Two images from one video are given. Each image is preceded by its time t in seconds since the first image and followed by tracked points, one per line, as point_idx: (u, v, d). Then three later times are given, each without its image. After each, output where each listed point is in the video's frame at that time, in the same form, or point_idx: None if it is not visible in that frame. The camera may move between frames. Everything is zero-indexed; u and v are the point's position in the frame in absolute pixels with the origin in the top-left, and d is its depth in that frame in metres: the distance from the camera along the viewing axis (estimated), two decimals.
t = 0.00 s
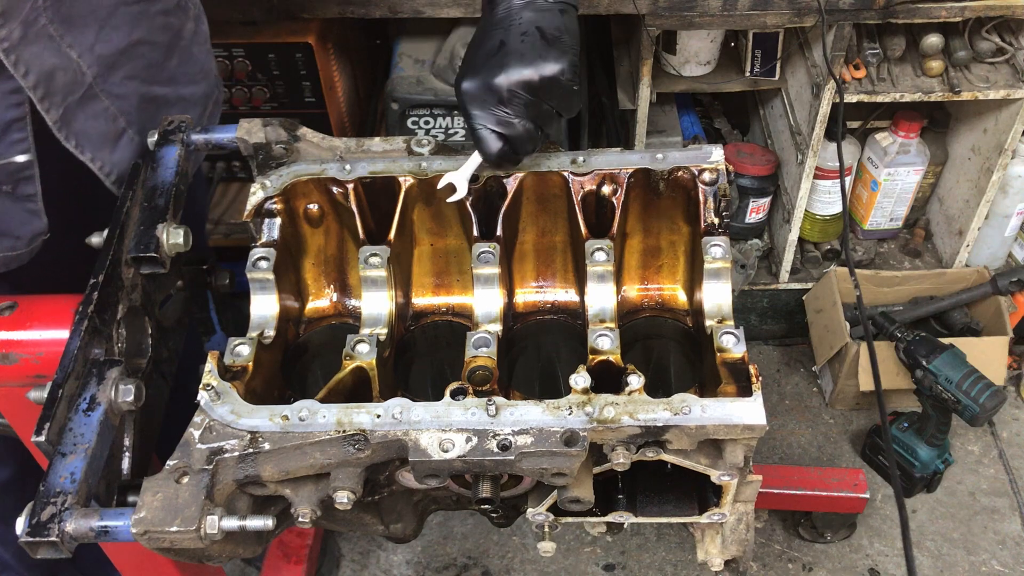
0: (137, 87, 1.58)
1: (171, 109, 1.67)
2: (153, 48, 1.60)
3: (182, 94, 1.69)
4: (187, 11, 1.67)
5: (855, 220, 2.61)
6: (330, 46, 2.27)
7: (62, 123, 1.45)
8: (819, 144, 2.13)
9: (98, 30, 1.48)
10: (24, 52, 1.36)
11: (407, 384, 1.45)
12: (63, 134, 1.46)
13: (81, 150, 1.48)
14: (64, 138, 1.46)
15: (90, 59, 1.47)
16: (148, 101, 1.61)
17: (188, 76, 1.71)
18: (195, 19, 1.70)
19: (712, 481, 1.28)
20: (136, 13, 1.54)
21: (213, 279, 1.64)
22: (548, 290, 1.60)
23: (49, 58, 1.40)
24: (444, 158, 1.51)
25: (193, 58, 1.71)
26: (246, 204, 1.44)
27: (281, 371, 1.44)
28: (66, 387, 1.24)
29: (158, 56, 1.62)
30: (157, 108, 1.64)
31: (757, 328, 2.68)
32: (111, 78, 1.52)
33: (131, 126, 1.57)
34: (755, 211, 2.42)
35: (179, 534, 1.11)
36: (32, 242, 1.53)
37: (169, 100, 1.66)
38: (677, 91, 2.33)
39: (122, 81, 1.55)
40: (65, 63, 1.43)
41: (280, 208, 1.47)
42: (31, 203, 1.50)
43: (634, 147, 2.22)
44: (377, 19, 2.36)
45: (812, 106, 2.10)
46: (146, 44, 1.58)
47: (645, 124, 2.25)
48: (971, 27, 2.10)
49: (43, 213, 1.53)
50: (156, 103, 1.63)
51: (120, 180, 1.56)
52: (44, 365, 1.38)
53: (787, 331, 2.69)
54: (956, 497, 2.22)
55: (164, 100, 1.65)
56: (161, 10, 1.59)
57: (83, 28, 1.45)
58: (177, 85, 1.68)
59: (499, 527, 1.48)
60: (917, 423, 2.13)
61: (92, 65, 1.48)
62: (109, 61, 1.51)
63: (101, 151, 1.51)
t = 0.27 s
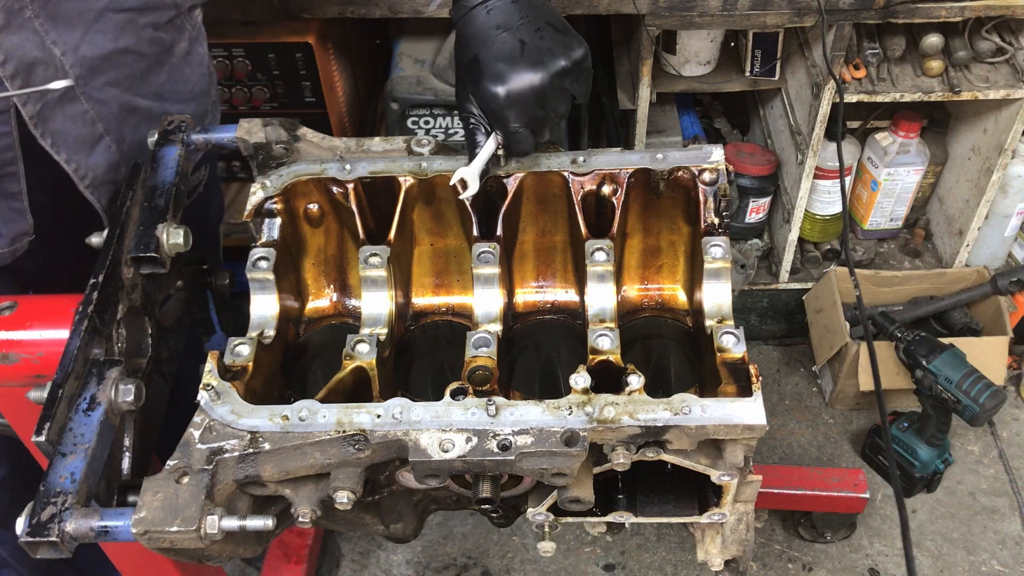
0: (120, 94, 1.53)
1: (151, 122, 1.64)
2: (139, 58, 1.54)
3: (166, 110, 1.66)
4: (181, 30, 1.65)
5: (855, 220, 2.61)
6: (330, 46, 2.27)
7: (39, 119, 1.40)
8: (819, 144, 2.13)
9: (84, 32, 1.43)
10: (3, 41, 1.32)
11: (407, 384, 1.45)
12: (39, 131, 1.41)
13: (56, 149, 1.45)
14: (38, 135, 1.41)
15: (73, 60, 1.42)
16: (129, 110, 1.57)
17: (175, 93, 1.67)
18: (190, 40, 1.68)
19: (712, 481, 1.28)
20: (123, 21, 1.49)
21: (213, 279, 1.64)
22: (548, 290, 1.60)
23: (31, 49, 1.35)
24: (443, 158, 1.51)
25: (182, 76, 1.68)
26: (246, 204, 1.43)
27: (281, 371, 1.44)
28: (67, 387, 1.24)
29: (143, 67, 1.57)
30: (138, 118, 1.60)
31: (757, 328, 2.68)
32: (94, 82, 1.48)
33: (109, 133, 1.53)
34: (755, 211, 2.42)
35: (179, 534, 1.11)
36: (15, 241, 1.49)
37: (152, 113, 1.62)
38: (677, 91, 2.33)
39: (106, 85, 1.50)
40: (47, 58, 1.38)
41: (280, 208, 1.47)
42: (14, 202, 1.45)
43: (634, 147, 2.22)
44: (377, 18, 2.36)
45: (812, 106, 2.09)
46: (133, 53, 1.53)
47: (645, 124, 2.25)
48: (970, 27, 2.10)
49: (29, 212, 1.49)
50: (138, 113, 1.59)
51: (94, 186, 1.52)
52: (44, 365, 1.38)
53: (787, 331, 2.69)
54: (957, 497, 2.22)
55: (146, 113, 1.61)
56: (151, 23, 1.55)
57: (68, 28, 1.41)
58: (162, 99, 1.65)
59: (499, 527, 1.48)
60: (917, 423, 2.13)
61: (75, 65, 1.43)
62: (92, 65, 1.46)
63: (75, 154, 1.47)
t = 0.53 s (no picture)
0: (119, 93, 1.53)
1: (151, 121, 1.63)
2: (138, 57, 1.55)
3: (165, 109, 1.65)
4: (181, 29, 1.65)
5: (855, 220, 2.61)
6: (330, 46, 2.27)
7: (37, 117, 1.41)
8: (819, 144, 2.13)
9: (82, 31, 1.43)
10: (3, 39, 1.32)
11: (407, 384, 1.45)
12: (37, 130, 1.41)
13: (55, 148, 1.45)
14: (37, 134, 1.41)
15: (72, 59, 1.42)
16: (128, 109, 1.56)
17: (175, 93, 1.67)
18: (190, 39, 1.68)
19: (712, 481, 1.28)
20: (122, 21, 1.49)
21: (213, 279, 1.64)
22: (548, 290, 1.60)
23: (30, 48, 1.35)
24: (443, 158, 1.52)
25: (181, 76, 1.67)
26: (247, 204, 1.43)
27: (280, 371, 1.44)
28: (66, 387, 1.24)
29: (142, 66, 1.57)
30: (137, 117, 1.59)
31: (757, 328, 2.68)
32: (93, 81, 1.48)
33: (108, 131, 1.53)
34: (755, 211, 2.42)
35: (179, 534, 1.11)
36: (15, 241, 1.49)
37: (151, 113, 1.62)
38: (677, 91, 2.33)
39: (107, 84, 1.51)
40: (47, 56, 1.38)
41: (279, 208, 1.47)
42: (14, 200, 1.46)
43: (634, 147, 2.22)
44: (377, 18, 2.36)
45: (812, 106, 2.09)
46: (132, 52, 1.53)
47: (645, 123, 2.25)
48: (970, 27, 2.10)
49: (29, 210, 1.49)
50: (137, 112, 1.59)
51: (93, 185, 1.52)
52: (44, 365, 1.38)
53: (786, 331, 2.69)
54: (956, 497, 2.22)
55: (145, 113, 1.61)
56: (151, 23, 1.55)
57: (68, 27, 1.41)
58: (162, 99, 1.64)
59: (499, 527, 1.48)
60: (917, 423, 2.13)
61: (75, 64, 1.43)
62: (92, 63, 1.46)
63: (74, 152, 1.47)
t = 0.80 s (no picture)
0: (122, 90, 1.53)
1: (153, 119, 1.63)
2: (140, 54, 1.55)
3: (167, 107, 1.64)
4: (182, 27, 1.64)
5: (855, 220, 2.61)
6: (330, 46, 2.27)
7: (41, 114, 1.40)
8: (819, 144, 2.13)
9: (85, 29, 1.43)
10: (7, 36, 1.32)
11: (407, 384, 1.45)
12: (42, 126, 1.41)
13: (60, 145, 1.45)
14: (42, 131, 1.41)
15: (76, 56, 1.43)
16: (131, 106, 1.56)
17: (177, 90, 1.66)
18: (191, 36, 1.67)
19: (712, 481, 1.28)
20: (124, 18, 1.50)
21: (214, 279, 1.64)
22: (548, 290, 1.60)
23: (33, 44, 1.35)
24: (443, 158, 1.51)
25: (183, 73, 1.67)
26: (246, 204, 1.43)
27: (280, 371, 1.44)
28: (66, 387, 1.24)
29: (144, 64, 1.57)
30: (139, 115, 1.59)
31: (757, 328, 2.68)
32: (95, 78, 1.48)
33: (111, 129, 1.53)
34: (755, 211, 2.42)
35: (179, 534, 1.11)
36: (18, 237, 1.49)
37: (154, 110, 1.62)
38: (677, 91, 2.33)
39: (109, 82, 1.51)
40: (49, 54, 1.38)
41: (279, 208, 1.47)
42: (17, 197, 1.46)
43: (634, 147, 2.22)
44: (377, 18, 2.36)
45: (812, 106, 2.09)
46: (134, 49, 1.53)
47: (645, 123, 2.25)
48: (970, 27, 2.10)
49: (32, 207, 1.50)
50: (140, 110, 1.59)
51: (97, 182, 1.52)
52: (44, 365, 1.38)
53: (786, 331, 2.69)
54: (956, 497, 2.22)
55: (148, 110, 1.60)
56: (152, 20, 1.55)
57: (70, 24, 1.41)
58: (164, 97, 1.64)
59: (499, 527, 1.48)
60: (917, 423, 2.13)
61: (77, 61, 1.43)
62: (94, 61, 1.46)
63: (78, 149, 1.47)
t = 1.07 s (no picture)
0: (123, 89, 1.53)
1: (154, 117, 1.62)
2: (141, 53, 1.55)
3: (168, 105, 1.64)
4: (182, 26, 1.64)
5: (855, 220, 2.61)
6: (330, 46, 2.27)
7: (42, 112, 1.40)
8: (819, 144, 2.13)
9: (85, 28, 1.43)
10: (9, 34, 1.33)
11: (407, 384, 1.45)
12: (43, 124, 1.41)
13: (61, 143, 1.45)
14: (43, 129, 1.41)
15: (77, 54, 1.43)
16: (132, 105, 1.56)
17: (177, 89, 1.66)
18: (192, 36, 1.67)
19: (712, 481, 1.28)
20: (125, 17, 1.50)
21: (214, 279, 1.64)
22: (548, 290, 1.60)
23: (35, 42, 1.36)
24: (443, 158, 1.51)
25: (183, 72, 1.66)
26: (247, 204, 1.43)
27: (280, 371, 1.44)
28: (66, 387, 1.24)
29: (145, 62, 1.57)
30: (140, 113, 1.58)
31: (757, 328, 2.68)
32: (96, 76, 1.48)
33: (112, 127, 1.53)
34: (755, 211, 2.42)
35: (179, 534, 1.11)
36: (18, 236, 1.49)
37: (155, 109, 1.61)
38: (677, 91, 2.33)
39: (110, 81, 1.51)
40: (50, 52, 1.38)
41: (279, 208, 1.47)
42: (18, 195, 1.46)
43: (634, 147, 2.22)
44: (377, 18, 2.36)
45: (812, 106, 2.09)
46: (135, 48, 1.53)
47: (645, 123, 2.25)
48: (971, 27, 2.10)
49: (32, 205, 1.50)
50: (141, 108, 1.58)
51: (97, 180, 1.52)
52: (44, 365, 1.38)
53: (786, 331, 2.69)
54: (956, 497, 2.22)
55: (149, 108, 1.60)
56: (153, 19, 1.56)
57: (71, 23, 1.41)
58: (165, 95, 1.63)
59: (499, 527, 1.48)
60: (917, 423, 2.13)
61: (78, 60, 1.43)
62: (95, 59, 1.46)
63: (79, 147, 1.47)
